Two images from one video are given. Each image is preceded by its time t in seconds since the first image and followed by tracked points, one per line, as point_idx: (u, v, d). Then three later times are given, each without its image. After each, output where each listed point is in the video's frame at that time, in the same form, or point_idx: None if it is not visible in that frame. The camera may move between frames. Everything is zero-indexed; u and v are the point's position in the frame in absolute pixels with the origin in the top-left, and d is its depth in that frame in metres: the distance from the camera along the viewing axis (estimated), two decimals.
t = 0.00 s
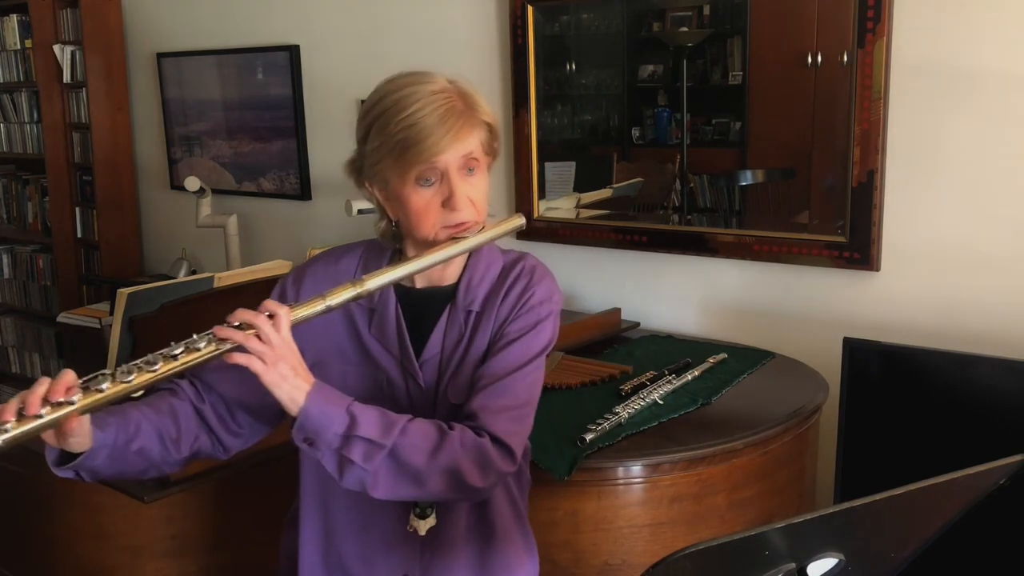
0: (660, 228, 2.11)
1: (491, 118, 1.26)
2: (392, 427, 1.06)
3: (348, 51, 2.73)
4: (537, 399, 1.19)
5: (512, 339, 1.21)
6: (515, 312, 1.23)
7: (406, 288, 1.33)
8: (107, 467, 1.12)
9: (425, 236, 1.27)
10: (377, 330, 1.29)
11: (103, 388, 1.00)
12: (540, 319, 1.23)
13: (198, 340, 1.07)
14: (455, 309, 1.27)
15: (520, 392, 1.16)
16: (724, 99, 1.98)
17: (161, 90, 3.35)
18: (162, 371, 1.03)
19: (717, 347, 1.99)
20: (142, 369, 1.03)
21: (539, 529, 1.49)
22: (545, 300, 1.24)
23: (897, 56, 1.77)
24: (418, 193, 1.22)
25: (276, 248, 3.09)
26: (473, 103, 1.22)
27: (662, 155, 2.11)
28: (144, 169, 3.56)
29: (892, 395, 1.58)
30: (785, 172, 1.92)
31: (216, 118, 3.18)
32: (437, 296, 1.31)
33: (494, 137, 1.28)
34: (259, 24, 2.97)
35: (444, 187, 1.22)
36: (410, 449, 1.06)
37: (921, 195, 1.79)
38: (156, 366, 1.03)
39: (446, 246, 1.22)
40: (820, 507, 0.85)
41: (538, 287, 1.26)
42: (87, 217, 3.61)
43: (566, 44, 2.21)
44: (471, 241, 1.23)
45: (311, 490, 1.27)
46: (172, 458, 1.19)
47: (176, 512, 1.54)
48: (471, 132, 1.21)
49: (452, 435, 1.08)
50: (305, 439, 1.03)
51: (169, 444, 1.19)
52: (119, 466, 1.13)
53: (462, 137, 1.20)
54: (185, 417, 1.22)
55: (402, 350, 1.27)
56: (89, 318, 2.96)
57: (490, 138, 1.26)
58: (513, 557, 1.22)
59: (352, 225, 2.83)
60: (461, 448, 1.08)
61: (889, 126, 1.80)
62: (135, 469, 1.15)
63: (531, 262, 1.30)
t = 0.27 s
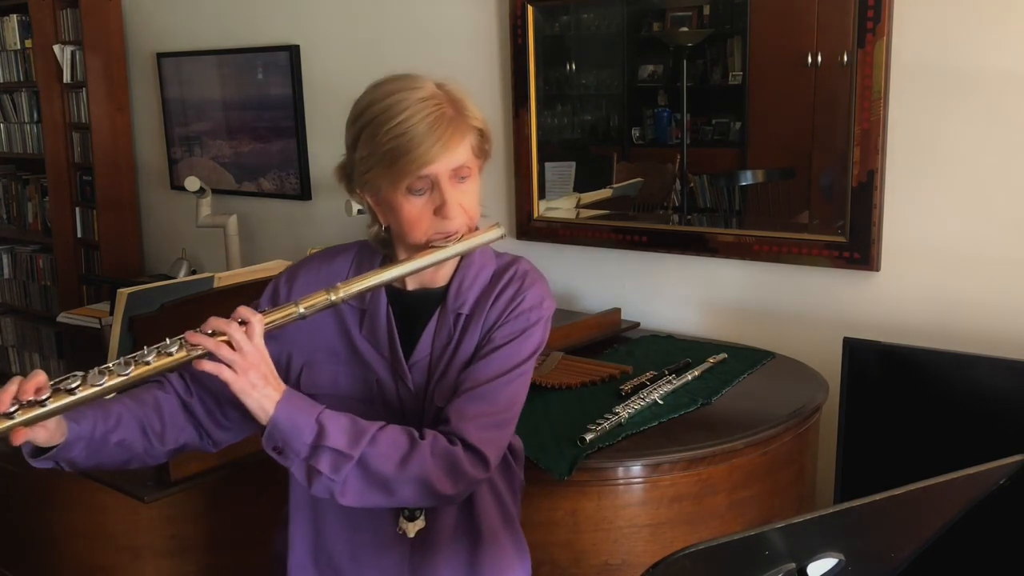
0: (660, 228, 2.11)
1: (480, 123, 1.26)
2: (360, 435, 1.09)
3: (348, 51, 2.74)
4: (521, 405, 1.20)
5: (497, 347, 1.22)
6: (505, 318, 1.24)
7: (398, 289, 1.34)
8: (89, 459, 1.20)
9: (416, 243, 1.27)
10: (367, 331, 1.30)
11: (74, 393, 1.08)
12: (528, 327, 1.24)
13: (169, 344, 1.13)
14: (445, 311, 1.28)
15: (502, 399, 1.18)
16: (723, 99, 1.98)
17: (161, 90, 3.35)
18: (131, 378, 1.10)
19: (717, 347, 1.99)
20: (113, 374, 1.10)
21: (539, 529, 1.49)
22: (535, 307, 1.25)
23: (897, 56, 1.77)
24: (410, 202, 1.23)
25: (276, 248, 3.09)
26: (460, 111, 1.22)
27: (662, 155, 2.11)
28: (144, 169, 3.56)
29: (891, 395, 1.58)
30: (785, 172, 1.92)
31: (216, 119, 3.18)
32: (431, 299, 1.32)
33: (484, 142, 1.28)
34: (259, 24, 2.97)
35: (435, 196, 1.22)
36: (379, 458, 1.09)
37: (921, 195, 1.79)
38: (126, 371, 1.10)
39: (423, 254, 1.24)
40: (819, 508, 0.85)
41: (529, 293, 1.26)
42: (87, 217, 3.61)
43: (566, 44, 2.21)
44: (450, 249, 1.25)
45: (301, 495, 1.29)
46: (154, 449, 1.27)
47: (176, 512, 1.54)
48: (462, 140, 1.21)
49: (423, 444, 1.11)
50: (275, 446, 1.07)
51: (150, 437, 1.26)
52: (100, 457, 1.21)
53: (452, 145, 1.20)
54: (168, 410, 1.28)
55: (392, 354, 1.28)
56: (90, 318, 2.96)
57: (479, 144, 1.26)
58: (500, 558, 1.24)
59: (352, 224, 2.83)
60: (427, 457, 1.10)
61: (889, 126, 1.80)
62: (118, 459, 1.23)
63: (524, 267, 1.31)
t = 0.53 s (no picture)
0: (660, 228, 2.11)
1: (476, 127, 1.26)
2: (356, 437, 1.09)
3: (348, 51, 2.73)
4: (516, 408, 1.20)
5: (493, 350, 1.22)
6: (501, 321, 1.24)
7: (393, 292, 1.34)
8: (80, 454, 1.20)
9: (412, 247, 1.28)
10: (361, 333, 1.30)
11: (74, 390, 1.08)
12: (524, 330, 1.24)
13: (169, 340, 1.14)
14: (440, 313, 1.28)
15: (498, 402, 1.18)
16: (724, 99, 1.98)
17: (161, 90, 3.35)
18: (131, 376, 1.11)
19: (717, 347, 1.99)
20: (112, 371, 1.10)
21: (539, 529, 1.49)
22: (531, 310, 1.25)
23: (897, 56, 1.77)
24: (405, 207, 1.23)
25: (276, 248, 3.09)
26: (456, 115, 1.22)
27: (662, 155, 2.11)
28: (143, 169, 3.56)
29: (891, 396, 1.58)
30: (785, 172, 1.92)
31: (216, 118, 3.18)
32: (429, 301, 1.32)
33: (480, 146, 1.28)
34: (259, 24, 2.97)
35: (431, 201, 1.23)
36: (376, 459, 1.09)
37: (920, 195, 1.79)
38: (127, 369, 1.10)
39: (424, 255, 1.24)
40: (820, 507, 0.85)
41: (526, 295, 1.26)
42: (86, 217, 3.61)
43: (566, 44, 2.21)
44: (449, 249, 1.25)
45: (298, 497, 1.30)
46: (150, 447, 1.27)
47: (175, 513, 1.54)
48: (458, 146, 1.21)
49: (419, 446, 1.11)
50: (273, 446, 1.07)
51: (146, 434, 1.26)
52: (91, 453, 1.21)
53: (448, 152, 1.20)
54: (163, 408, 1.29)
55: (387, 356, 1.28)
56: (89, 318, 2.96)
57: (475, 148, 1.26)
58: (496, 559, 1.24)
59: (352, 224, 2.83)
60: (423, 460, 1.10)
61: (889, 126, 1.80)
62: (113, 456, 1.23)
63: (519, 269, 1.31)
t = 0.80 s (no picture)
0: (660, 228, 2.11)
1: (474, 126, 1.26)
2: (353, 435, 1.09)
3: (348, 51, 2.73)
4: (514, 406, 1.20)
5: (491, 348, 1.22)
6: (499, 319, 1.24)
7: (392, 292, 1.33)
8: (73, 449, 1.20)
9: (412, 248, 1.28)
10: (360, 331, 1.30)
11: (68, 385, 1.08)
12: (522, 327, 1.24)
13: (164, 337, 1.14)
14: (438, 312, 1.28)
15: (495, 401, 1.17)
16: (723, 99, 1.98)
17: (161, 90, 3.35)
18: (125, 372, 1.10)
19: (717, 347, 1.99)
20: (107, 367, 1.10)
21: (539, 529, 1.49)
22: (530, 307, 1.25)
23: (897, 56, 1.77)
24: (405, 208, 1.23)
25: (276, 248, 3.09)
26: (454, 115, 1.22)
27: (662, 155, 2.11)
28: (143, 169, 3.56)
29: (891, 395, 1.58)
30: (785, 172, 1.92)
31: (216, 119, 3.18)
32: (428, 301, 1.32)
33: (478, 144, 1.28)
34: (259, 24, 2.97)
35: (431, 201, 1.23)
36: (373, 457, 1.09)
37: (920, 195, 1.79)
38: (121, 365, 1.10)
39: (422, 257, 1.24)
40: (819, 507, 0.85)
41: (524, 293, 1.26)
42: (86, 217, 3.61)
43: (566, 44, 2.20)
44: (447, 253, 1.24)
45: (297, 496, 1.30)
46: (145, 444, 1.27)
47: (175, 512, 1.54)
48: (456, 145, 1.21)
49: (417, 444, 1.11)
50: (269, 446, 1.07)
51: (141, 431, 1.26)
52: (84, 448, 1.21)
53: (446, 151, 1.20)
54: (159, 405, 1.28)
55: (385, 355, 1.28)
56: (90, 318, 2.96)
57: (473, 146, 1.26)
58: (496, 558, 1.24)
59: (352, 224, 2.83)
60: (420, 457, 1.10)
61: (889, 126, 1.80)
62: (107, 451, 1.24)
63: (517, 268, 1.31)
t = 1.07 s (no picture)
0: (660, 228, 2.11)
1: (475, 124, 1.26)
2: (356, 430, 1.09)
3: (348, 51, 2.73)
4: (518, 402, 1.20)
5: (493, 344, 1.22)
6: (501, 315, 1.24)
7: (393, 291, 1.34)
8: (79, 444, 1.20)
9: (414, 248, 1.28)
10: (363, 329, 1.30)
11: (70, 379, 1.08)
12: (525, 323, 1.23)
13: (166, 333, 1.14)
14: (441, 309, 1.28)
15: (498, 397, 1.17)
16: (723, 99, 1.97)
17: (160, 90, 3.35)
18: (127, 366, 1.10)
19: (717, 347, 1.99)
20: (109, 361, 1.10)
21: (539, 529, 1.49)
22: (533, 303, 1.25)
23: (897, 56, 1.77)
24: (407, 207, 1.23)
25: (276, 248, 3.09)
26: (454, 113, 1.22)
27: (662, 155, 2.10)
28: (143, 169, 3.56)
29: (891, 396, 1.58)
30: (785, 172, 1.92)
31: (216, 119, 3.18)
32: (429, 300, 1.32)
33: (479, 143, 1.27)
34: (259, 24, 2.97)
35: (433, 201, 1.23)
36: (375, 453, 1.09)
37: (920, 195, 1.79)
38: (123, 359, 1.10)
39: (424, 257, 1.23)
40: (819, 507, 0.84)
41: (526, 290, 1.26)
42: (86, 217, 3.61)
43: (566, 44, 2.20)
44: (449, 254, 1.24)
45: (299, 495, 1.29)
46: (147, 440, 1.27)
47: (175, 512, 1.54)
48: (458, 144, 1.21)
49: (420, 439, 1.11)
50: (271, 442, 1.07)
51: (143, 427, 1.26)
52: (89, 443, 1.21)
53: (447, 151, 1.20)
54: (162, 402, 1.28)
55: (388, 353, 1.28)
56: (89, 318, 2.96)
57: (475, 145, 1.26)
58: (499, 556, 1.24)
59: (351, 224, 2.83)
60: (423, 452, 1.10)
61: (889, 126, 1.80)
62: (110, 448, 1.24)
63: (520, 265, 1.31)
